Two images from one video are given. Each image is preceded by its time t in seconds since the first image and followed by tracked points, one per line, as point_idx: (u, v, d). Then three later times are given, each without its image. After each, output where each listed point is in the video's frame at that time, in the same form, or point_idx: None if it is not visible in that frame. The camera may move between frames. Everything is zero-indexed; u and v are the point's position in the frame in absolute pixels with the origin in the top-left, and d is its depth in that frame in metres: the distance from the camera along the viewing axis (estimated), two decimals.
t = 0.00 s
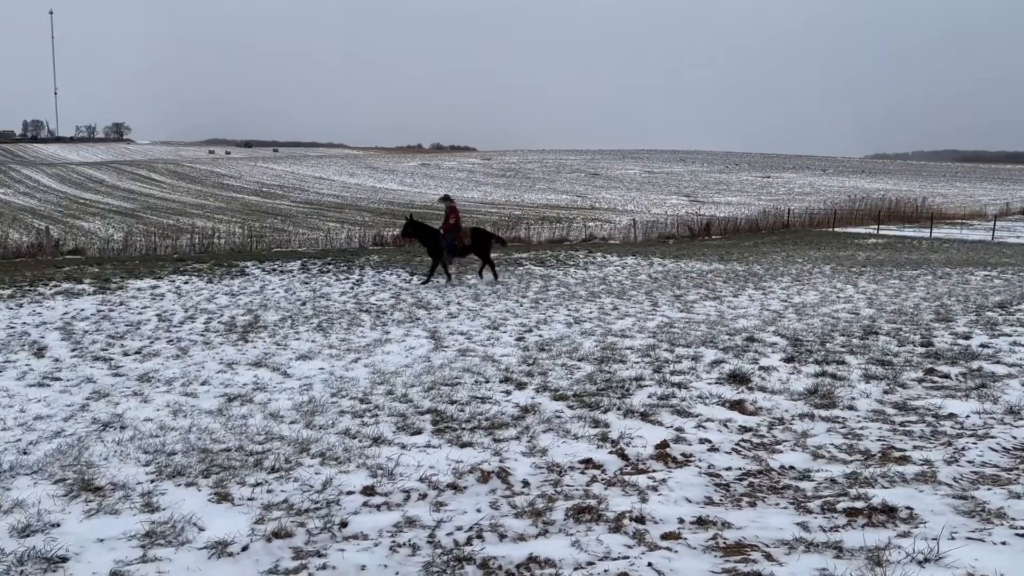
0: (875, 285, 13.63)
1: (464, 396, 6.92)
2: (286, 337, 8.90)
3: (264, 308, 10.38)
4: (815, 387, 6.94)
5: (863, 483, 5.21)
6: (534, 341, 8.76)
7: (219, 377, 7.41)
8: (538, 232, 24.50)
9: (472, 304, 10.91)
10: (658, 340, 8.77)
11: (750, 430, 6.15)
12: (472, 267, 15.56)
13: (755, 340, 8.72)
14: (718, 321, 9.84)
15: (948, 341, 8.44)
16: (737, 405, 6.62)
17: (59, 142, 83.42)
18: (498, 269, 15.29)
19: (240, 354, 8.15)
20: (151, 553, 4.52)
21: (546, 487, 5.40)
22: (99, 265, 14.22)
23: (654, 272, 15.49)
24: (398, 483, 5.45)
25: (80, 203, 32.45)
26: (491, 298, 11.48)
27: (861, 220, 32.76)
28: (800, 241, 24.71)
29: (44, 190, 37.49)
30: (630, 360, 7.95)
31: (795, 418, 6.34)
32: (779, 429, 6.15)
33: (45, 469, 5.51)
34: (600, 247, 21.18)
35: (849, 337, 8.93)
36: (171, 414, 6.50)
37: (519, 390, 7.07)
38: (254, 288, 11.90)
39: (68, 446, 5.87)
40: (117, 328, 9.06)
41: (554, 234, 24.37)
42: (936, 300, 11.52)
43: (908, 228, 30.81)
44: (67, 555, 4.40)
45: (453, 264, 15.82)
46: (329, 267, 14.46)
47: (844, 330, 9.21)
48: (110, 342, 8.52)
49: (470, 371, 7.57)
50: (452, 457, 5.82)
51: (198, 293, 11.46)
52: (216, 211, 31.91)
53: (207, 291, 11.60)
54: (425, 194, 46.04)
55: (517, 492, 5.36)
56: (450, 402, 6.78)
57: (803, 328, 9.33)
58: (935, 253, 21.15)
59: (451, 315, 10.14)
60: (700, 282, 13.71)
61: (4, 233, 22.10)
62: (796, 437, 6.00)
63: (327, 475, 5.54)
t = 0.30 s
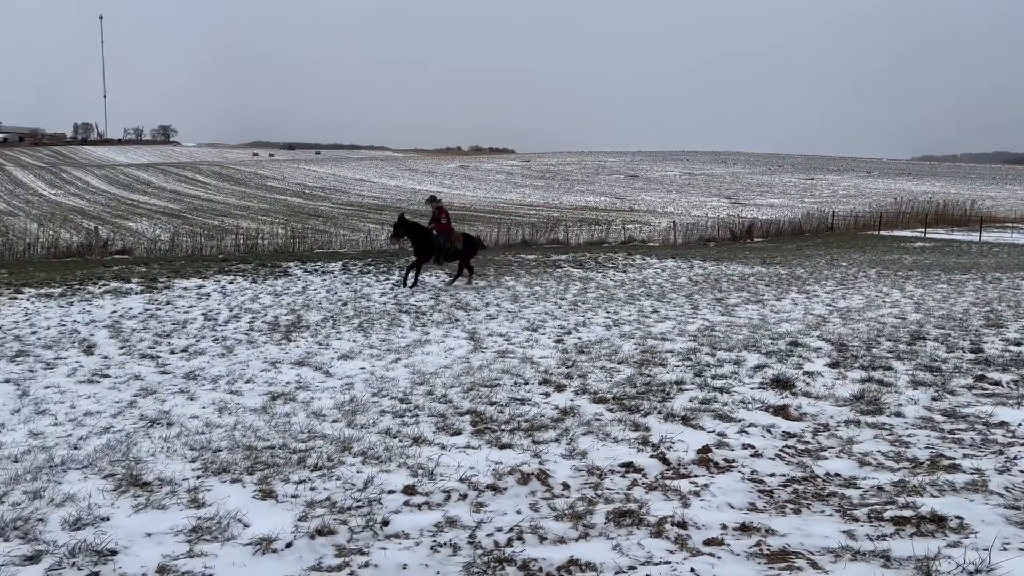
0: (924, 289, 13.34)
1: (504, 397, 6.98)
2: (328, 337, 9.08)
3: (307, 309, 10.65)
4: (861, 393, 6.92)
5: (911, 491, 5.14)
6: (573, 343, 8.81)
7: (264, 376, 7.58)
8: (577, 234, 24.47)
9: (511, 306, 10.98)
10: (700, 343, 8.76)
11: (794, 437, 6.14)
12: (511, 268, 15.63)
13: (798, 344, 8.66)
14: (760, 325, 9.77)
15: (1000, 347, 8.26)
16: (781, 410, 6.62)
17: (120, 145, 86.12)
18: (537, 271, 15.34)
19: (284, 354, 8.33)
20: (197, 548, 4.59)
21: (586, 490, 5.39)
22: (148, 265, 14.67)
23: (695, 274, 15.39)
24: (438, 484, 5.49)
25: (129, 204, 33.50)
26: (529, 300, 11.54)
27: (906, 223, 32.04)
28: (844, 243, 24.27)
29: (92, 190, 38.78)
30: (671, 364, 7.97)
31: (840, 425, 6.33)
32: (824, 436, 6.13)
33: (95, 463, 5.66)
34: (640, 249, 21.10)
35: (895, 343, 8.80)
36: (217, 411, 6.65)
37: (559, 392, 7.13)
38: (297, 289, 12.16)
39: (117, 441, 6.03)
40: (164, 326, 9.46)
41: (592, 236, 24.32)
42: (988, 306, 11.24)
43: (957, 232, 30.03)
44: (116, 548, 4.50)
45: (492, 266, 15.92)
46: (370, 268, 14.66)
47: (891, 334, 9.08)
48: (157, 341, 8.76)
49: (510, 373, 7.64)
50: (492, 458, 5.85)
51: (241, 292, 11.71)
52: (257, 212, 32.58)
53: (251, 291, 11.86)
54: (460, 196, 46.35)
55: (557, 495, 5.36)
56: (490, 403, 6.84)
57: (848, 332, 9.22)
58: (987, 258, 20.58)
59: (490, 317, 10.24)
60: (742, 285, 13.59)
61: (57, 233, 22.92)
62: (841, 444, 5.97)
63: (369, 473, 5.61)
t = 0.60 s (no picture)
0: (969, 294, 13.06)
1: (539, 399, 7.03)
2: (364, 337, 9.21)
3: (343, 308, 10.80)
4: (902, 398, 6.86)
5: (954, 499, 5.05)
6: (608, 345, 8.84)
7: (301, 375, 7.71)
8: (611, 236, 24.39)
9: (545, 307, 11.03)
10: (736, 347, 8.73)
11: (833, 442, 6.08)
12: (544, 270, 15.68)
13: (837, 348, 8.57)
14: (798, 328, 9.69)
15: None
16: (819, 415, 6.57)
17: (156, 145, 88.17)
18: (571, 272, 15.35)
19: (321, 353, 8.48)
20: (236, 543, 4.66)
21: (621, 493, 5.37)
22: (188, 264, 15.00)
23: (731, 277, 15.26)
24: (473, 484, 5.51)
25: (169, 204, 34.33)
26: (563, 301, 11.57)
27: (949, 226, 31.31)
28: (883, 246, 23.83)
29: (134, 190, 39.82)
30: (707, 367, 7.96)
31: (881, 430, 6.27)
32: (864, 442, 6.08)
33: (137, 459, 5.78)
34: (675, 251, 20.98)
35: (937, 348, 8.65)
36: (256, 409, 6.78)
37: (594, 394, 7.17)
38: (333, 289, 12.36)
39: (158, 437, 6.16)
40: (203, 324, 9.67)
41: (626, 238, 24.23)
42: None
43: (1003, 235, 29.24)
44: (157, 543, 4.58)
45: (526, 267, 15.99)
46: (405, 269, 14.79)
47: (933, 339, 8.93)
48: (197, 339, 8.96)
49: (544, 374, 7.70)
50: (526, 459, 5.86)
51: (279, 292, 11.90)
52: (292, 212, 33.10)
53: (288, 290, 12.07)
54: (490, 196, 46.51)
55: (591, 497, 5.34)
56: (525, 405, 6.89)
57: (889, 337, 9.09)
58: None
59: (524, 318, 10.31)
60: (780, 288, 13.45)
61: (101, 232, 23.57)
62: (882, 450, 5.91)
63: (404, 472, 5.65)
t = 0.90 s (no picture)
0: (1009, 297, 12.78)
1: (568, 400, 7.05)
2: (394, 337, 9.29)
3: (373, 308, 10.90)
4: (937, 403, 6.75)
5: (992, 505, 4.95)
6: (637, 347, 8.82)
7: (332, 373, 7.82)
8: (640, 237, 24.24)
9: (574, 308, 11.03)
10: (768, 349, 8.65)
11: (867, 446, 6.00)
12: (573, 270, 15.67)
13: (871, 352, 8.45)
14: (831, 331, 9.57)
15: None
16: (853, 419, 6.49)
17: (185, 145, 89.57)
18: (600, 273, 15.32)
19: (351, 352, 8.58)
20: (268, 539, 4.72)
21: (651, 495, 5.35)
22: (221, 263, 15.23)
23: (763, 279, 15.11)
24: (502, 484, 5.52)
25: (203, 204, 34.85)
26: (593, 302, 11.55)
27: (987, 228, 30.61)
28: (919, 249, 23.38)
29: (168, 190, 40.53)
30: (738, 369, 7.90)
31: (916, 435, 6.17)
32: (899, 446, 5.99)
33: (172, 454, 5.89)
34: (705, 252, 20.81)
35: (975, 352, 8.49)
36: (288, 407, 6.88)
37: (623, 396, 7.16)
38: (363, 288, 12.48)
39: (193, 433, 6.27)
40: (237, 322, 9.82)
41: (655, 239, 24.08)
42: None
43: None
44: (192, 537, 4.66)
45: (554, 268, 15.99)
46: (434, 269, 14.85)
47: (971, 343, 8.76)
48: (231, 337, 9.11)
49: (573, 375, 7.71)
50: (556, 460, 5.87)
51: (311, 292, 12.02)
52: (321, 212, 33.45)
53: (319, 289, 12.22)
54: (517, 196, 46.52)
55: (621, 499, 5.32)
56: (554, 405, 6.91)
57: (924, 340, 8.94)
58: None
59: (553, 318, 10.32)
60: (812, 291, 13.29)
61: (136, 232, 24.01)
62: (918, 455, 5.82)
63: (434, 471, 5.68)
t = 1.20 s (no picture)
0: None
1: (590, 401, 7.05)
2: (417, 336, 9.33)
3: (396, 307, 10.97)
4: (966, 407, 6.65)
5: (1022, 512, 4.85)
6: (660, 348, 8.78)
7: (356, 372, 7.90)
8: (663, 238, 24.10)
9: (597, 309, 11.01)
10: (793, 351, 8.57)
11: (894, 450, 5.92)
12: (596, 271, 15.62)
13: (899, 354, 8.33)
14: (857, 333, 9.45)
15: None
16: (880, 422, 6.41)
17: (210, 145, 90.84)
18: (623, 274, 15.26)
19: (375, 351, 8.65)
20: (293, 536, 4.77)
21: (674, 497, 5.32)
22: (247, 262, 15.39)
23: (788, 280, 14.96)
24: (524, 484, 5.52)
25: (229, 204, 35.22)
26: (616, 303, 11.51)
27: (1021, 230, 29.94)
28: (949, 251, 22.95)
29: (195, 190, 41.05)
30: (762, 372, 7.83)
31: (944, 439, 6.08)
32: (926, 450, 5.91)
33: (198, 451, 5.98)
34: (729, 253, 20.64)
35: (1005, 355, 8.34)
36: (313, 405, 6.95)
37: (646, 397, 7.14)
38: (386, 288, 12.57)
39: (219, 431, 6.36)
40: (262, 321, 9.93)
41: (679, 239, 23.92)
42: None
43: None
44: (217, 534, 4.72)
45: (577, 269, 15.96)
46: (457, 269, 14.89)
47: (1002, 347, 8.60)
48: (256, 336, 9.21)
49: (595, 376, 7.70)
50: (578, 461, 5.87)
51: (336, 292, 12.10)
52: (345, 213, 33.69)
53: (343, 288, 12.32)
54: (540, 197, 46.42)
55: (644, 500, 5.30)
56: (576, 406, 6.91)
57: (954, 343, 8.79)
58: None
59: (575, 319, 10.31)
60: (839, 292, 13.12)
61: (164, 231, 24.36)
62: (945, 459, 5.74)
63: (456, 471, 5.70)
